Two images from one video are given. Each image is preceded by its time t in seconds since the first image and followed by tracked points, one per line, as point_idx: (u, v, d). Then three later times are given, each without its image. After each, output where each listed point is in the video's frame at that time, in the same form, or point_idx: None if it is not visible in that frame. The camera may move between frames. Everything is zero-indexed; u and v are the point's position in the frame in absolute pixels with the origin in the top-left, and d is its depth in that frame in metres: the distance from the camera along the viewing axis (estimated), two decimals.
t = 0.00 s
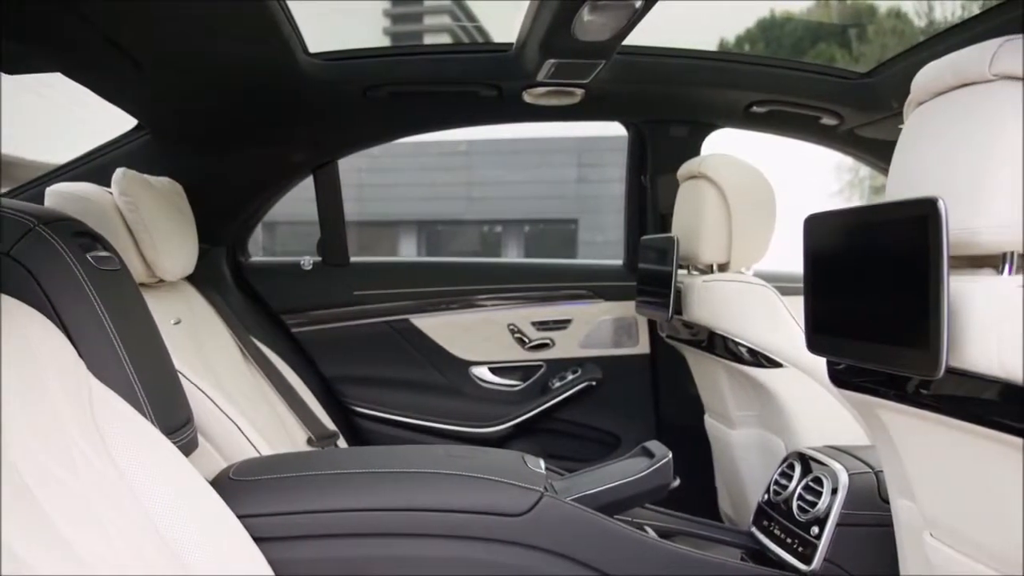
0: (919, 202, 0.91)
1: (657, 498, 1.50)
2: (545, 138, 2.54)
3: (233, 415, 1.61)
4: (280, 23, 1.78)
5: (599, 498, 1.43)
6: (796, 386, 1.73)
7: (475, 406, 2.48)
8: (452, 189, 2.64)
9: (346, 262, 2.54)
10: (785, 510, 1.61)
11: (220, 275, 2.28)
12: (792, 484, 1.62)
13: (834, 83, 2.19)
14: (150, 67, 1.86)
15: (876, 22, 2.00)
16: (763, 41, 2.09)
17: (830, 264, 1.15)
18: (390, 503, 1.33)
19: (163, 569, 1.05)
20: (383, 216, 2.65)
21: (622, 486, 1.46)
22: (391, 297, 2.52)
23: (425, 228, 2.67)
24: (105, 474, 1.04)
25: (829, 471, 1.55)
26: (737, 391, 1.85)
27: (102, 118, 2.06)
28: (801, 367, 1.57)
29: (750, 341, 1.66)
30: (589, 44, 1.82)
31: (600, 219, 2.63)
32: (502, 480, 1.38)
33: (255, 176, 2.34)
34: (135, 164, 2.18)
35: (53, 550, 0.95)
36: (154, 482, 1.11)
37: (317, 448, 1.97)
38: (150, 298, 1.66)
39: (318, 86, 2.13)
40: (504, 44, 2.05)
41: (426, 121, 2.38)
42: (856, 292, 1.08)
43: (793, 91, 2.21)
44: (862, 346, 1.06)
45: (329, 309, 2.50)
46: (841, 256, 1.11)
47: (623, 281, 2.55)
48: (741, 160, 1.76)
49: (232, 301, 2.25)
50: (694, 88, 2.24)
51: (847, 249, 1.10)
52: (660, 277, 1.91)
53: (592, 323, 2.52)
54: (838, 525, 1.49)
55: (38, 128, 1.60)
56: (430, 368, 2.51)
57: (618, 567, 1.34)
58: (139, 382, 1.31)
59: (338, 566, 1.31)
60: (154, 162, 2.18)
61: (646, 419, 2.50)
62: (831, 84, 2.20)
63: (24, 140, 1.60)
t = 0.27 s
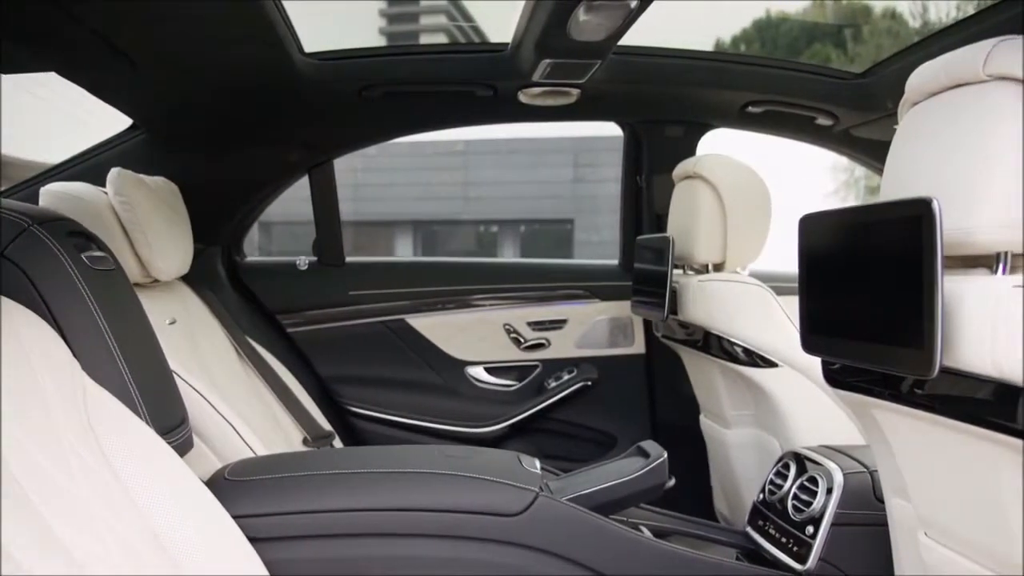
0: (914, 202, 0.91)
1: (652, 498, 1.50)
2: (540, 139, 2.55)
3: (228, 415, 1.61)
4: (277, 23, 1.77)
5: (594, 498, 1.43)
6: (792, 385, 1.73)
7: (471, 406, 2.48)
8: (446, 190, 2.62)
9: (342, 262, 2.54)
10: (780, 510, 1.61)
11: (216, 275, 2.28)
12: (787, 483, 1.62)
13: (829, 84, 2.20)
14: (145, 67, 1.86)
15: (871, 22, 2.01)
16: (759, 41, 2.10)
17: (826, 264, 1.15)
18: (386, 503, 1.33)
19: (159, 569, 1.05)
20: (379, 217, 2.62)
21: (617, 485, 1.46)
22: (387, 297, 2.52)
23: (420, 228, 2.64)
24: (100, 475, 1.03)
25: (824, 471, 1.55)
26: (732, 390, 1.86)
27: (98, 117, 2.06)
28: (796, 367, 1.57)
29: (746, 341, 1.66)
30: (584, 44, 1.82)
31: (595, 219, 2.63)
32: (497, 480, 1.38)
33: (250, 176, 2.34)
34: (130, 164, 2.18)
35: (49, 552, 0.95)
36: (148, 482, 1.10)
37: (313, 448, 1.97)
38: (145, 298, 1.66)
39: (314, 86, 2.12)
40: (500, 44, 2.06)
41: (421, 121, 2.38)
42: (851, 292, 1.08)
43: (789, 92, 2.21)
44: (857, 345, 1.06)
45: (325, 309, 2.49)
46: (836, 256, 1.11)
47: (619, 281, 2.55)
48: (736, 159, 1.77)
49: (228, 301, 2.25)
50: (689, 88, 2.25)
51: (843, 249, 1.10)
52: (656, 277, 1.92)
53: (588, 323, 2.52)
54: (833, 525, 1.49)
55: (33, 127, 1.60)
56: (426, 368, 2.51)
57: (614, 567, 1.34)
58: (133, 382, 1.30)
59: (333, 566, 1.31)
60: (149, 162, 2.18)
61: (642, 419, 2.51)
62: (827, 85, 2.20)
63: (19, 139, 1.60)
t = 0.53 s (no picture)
0: (910, 203, 0.91)
1: (649, 497, 1.50)
2: (536, 138, 2.54)
3: (224, 415, 1.60)
4: (273, 22, 1.77)
5: (590, 498, 1.43)
6: (788, 385, 1.73)
7: (467, 406, 2.48)
8: (442, 189, 2.61)
9: (338, 262, 2.54)
10: (776, 510, 1.61)
11: (211, 275, 2.28)
12: (783, 483, 1.62)
13: (826, 85, 2.20)
14: (140, 67, 1.85)
15: (868, 23, 2.01)
16: (756, 42, 2.11)
17: (822, 264, 1.15)
18: (382, 504, 1.33)
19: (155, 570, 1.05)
20: (377, 218, 2.62)
21: (613, 485, 1.46)
22: (383, 297, 2.52)
23: (417, 228, 2.65)
24: (96, 476, 1.03)
25: (820, 470, 1.55)
26: (729, 390, 1.86)
27: (94, 117, 2.05)
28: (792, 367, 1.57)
29: (742, 341, 1.66)
30: (581, 44, 1.82)
31: (592, 219, 2.63)
32: (493, 480, 1.38)
33: (247, 176, 2.33)
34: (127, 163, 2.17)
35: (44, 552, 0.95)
36: (144, 483, 1.10)
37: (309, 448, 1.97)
38: (141, 298, 1.65)
39: (310, 85, 2.12)
40: (497, 43, 2.05)
41: (418, 121, 2.38)
42: (847, 292, 1.08)
43: (785, 92, 2.21)
44: (853, 345, 1.06)
45: (321, 309, 2.49)
46: (833, 256, 1.12)
47: (616, 281, 2.56)
48: (732, 159, 1.77)
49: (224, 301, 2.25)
50: (686, 88, 2.24)
51: (839, 249, 1.10)
52: (652, 277, 1.92)
53: (584, 323, 2.52)
54: (829, 525, 1.49)
55: (30, 127, 1.60)
56: (422, 368, 2.51)
57: (610, 566, 1.34)
58: (129, 382, 1.30)
59: (329, 566, 1.31)
60: (146, 162, 2.18)
61: (639, 419, 2.51)
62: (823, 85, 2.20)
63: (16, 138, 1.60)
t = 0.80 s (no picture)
0: (907, 203, 0.91)
1: (646, 497, 1.50)
2: (533, 139, 2.56)
3: (221, 415, 1.60)
4: (270, 22, 1.77)
5: (587, 498, 1.43)
6: (785, 385, 1.73)
7: (465, 406, 2.48)
8: (442, 189, 2.68)
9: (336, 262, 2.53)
10: (773, 509, 1.62)
11: (209, 275, 2.27)
12: (780, 483, 1.62)
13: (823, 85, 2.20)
14: (137, 66, 1.85)
15: (865, 23, 2.01)
16: (753, 42, 2.11)
17: (819, 263, 1.15)
18: (379, 504, 1.33)
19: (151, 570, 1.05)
20: (378, 218, 2.66)
21: (610, 485, 1.46)
22: (380, 297, 2.52)
23: (416, 228, 2.70)
24: (93, 476, 1.03)
25: (816, 470, 1.55)
26: (726, 390, 1.86)
27: (90, 116, 2.05)
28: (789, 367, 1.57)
29: (739, 341, 1.66)
30: (578, 44, 1.82)
31: (589, 219, 2.64)
32: (491, 480, 1.38)
33: (245, 176, 2.33)
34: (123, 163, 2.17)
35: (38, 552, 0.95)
36: (141, 483, 1.10)
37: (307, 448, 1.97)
38: (138, 298, 1.65)
39: (308, 85, 2.12)
40: (494, 43, 2.06)
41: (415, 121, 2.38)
42: (844, 292, 1.08)
43: (783, 92, 2.21)
44: (850, 345, 1.06)
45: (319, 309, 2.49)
46: (829, 256, 1.12)
47: (613, 281, 2.56)
48: (729, 160, 1.77)
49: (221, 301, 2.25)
50: (683, 88, 2.24)
51: (836, 249, 1.10)
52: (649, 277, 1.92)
53: (582, 323, 2.53)
54: (826, 525, 1.50)
55: (26, 126, 1.59)
56: (420, 368, 2.51)
57: (607, 566, 1.34)
58: (125, 382, 1.30)
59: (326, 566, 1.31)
60: (143, 161, 2.17)
61: (636, 419, 2.51)
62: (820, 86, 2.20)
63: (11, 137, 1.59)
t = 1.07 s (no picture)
0: (905, 203, 0.91)
1: (644, 497, 1.50)
2: (530, 137, 2.55)
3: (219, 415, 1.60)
4: (269, 22, 1.77)
5: (586, 498, 1.43)
6: (783, 385, 1.73)
7: (462, 406, 2.49)
8: (438, 190, 2.65)
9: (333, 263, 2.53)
10: (771, 509, 1.62)
11: (207, 275, 2.27)
12: (778, 482, 1.63)
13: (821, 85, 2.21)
14: (136, 67, 1.85)
15: (863, 23, 2.01)
16: (751, 43, 2.11)
17: (817, 264, 1.15)
18: (378, 504, 1.33)
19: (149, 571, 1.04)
20: (377, 219, 2.64)
21: (608, 485, 1.46)
22: (379, 297, 2.52)
23: (412, 228, 2.68)
24: (92, 477, 1.03)
25: (815, 470, 1.55)
26: (724, 390, 1.86)
27: (89, 116, 2.05)
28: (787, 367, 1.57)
29: (737, 341, 1.66)
30: (576, 44, 1.82)
31: (586, 219, 2.64)
32: (489, 480, 1.38)
33: (243, 176, 2.33)
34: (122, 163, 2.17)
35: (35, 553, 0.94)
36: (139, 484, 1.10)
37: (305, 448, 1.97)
38: (136, 299, 1.65)
39: (306, 85, 2.12)
40: (492, 43, 2.06)
41: (414, 120, 2.38)
42: (842, 292, 1.08)
43: (781, 92, 2.22)
44: (848, 345, 1.06)
45: (316, 309, 2.49)
46: (827, 256, 1.12)
47: (612, 281, 2.56)
48: (726, 160, 1.77)
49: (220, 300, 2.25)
50: (681, 88, 2.24)
51: (834, 249, 1.10)
52: (648, 277, 1.92)
53: (580, 323, 2.53)
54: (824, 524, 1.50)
55: (24, 126, 1.59)
56: (418, 368, 2.51)
57: (605, 566, 1.34)
58: (123, 382, 1.30)
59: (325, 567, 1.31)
60: (141, 161, 2.17)
61: (634, 419, 2.51)
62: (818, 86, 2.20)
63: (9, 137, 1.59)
